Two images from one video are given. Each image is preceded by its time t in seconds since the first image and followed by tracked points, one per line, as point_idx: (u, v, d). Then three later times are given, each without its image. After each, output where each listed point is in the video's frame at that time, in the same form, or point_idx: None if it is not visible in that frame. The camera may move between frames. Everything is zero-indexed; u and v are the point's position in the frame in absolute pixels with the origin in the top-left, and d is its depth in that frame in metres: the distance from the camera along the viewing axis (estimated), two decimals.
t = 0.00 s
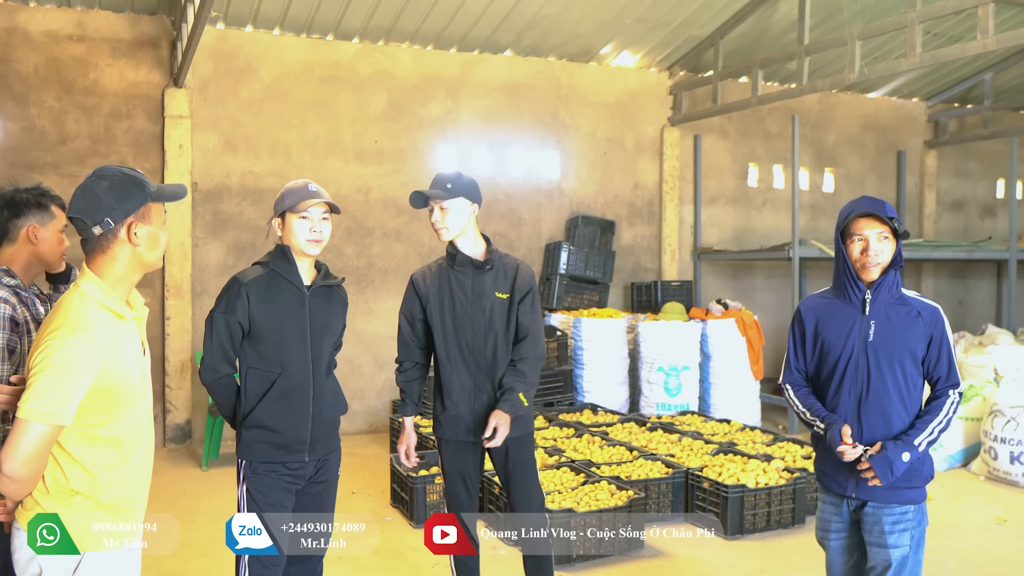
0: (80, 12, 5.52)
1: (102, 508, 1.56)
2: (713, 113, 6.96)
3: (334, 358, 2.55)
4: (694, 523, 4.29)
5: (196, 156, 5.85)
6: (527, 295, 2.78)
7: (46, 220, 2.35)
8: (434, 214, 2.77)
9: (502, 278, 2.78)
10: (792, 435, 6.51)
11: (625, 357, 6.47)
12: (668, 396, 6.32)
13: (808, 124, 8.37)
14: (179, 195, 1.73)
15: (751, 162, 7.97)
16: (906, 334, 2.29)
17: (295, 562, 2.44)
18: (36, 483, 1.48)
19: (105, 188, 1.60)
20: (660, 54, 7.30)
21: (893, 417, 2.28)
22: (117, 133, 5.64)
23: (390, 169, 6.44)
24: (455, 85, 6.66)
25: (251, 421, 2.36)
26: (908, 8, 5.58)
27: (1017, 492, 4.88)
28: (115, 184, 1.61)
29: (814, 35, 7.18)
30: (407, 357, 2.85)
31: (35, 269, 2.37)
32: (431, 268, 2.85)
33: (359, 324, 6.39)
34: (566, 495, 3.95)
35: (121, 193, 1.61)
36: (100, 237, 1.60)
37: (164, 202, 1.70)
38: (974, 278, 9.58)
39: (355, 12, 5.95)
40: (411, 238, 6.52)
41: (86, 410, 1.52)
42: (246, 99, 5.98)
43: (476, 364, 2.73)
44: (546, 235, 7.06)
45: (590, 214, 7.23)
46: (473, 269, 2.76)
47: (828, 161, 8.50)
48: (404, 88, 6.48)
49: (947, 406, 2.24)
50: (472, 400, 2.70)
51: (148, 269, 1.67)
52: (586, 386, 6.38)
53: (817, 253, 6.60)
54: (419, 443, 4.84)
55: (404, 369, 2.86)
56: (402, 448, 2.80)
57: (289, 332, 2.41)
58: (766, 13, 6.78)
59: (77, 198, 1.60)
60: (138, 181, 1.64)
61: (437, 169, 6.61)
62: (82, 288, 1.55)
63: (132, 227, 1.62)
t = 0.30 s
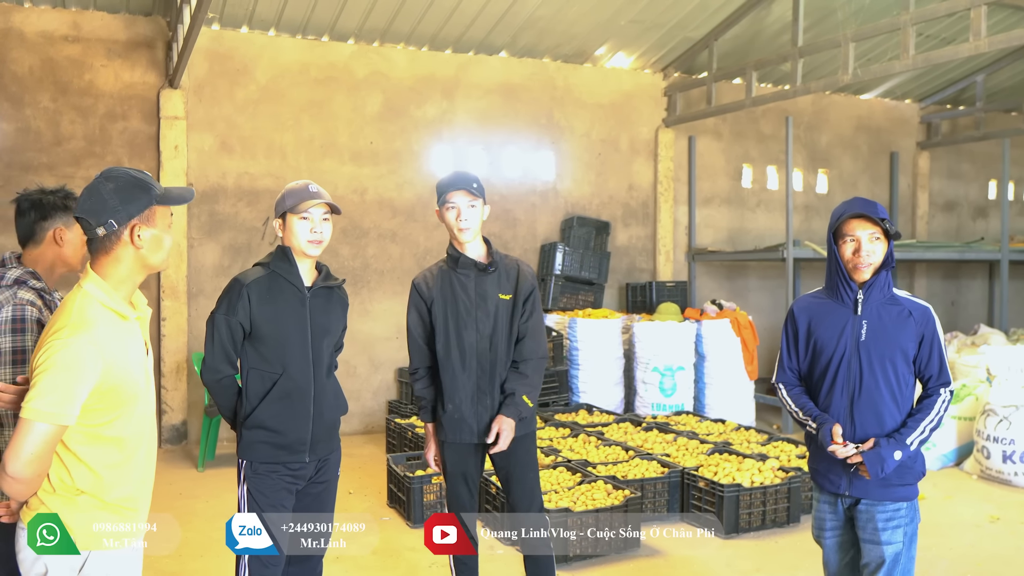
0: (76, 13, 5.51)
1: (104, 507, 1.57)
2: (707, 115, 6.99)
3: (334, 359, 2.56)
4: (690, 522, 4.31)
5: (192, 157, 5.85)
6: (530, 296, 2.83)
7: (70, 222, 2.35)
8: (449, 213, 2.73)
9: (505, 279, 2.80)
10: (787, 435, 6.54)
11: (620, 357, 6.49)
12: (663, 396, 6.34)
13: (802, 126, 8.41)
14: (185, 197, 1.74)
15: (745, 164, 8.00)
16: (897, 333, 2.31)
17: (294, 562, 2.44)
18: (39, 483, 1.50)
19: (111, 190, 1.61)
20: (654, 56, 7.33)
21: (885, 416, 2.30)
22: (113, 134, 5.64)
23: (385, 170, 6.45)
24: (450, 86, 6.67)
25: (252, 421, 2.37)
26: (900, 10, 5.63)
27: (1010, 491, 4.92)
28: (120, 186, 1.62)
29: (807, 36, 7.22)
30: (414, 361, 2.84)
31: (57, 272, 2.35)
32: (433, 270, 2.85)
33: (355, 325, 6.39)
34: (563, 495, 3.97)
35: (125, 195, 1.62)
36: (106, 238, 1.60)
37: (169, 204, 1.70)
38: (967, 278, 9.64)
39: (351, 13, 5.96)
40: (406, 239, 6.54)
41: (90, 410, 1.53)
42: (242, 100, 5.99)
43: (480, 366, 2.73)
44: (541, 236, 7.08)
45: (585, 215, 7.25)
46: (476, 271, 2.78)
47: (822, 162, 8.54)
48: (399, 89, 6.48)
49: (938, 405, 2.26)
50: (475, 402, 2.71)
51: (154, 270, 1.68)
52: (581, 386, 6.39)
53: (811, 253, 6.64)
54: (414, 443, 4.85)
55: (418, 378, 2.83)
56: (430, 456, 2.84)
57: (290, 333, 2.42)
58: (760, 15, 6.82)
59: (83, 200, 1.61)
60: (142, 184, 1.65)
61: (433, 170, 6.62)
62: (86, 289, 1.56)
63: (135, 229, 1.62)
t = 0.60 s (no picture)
0: (76, 12, 5.52)
1: (104, 507, 1.56)
2: (706, 115, 7.00)
3: (337, 359, 2.57)
4: (690, 521, 4.32)
5: (192, 156, 5.85)
6: (542, 299, 2.87)
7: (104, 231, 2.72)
8: (468, 212, 2.74)
9: (518, 280, 2.84)
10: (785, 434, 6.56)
11: (620, 356, 6.50)
12: (663, 396, 6.35)
13: (801, 126, 8.42)
14: (192, 211, 1.66)
15: (744, 163, 8.02)
16: (895, 329, 2.31)
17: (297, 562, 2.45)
18: (41, 481, 1.52)
19: (115, 187, 1.62)
20: (653, 56, 7.34)
21: (883, 413, 2.32)
22: (113, 134, 5.64)
23: (385, 169, 6.46)
24: (450, 85, 6.68)
25: (255, 419, 2.37)
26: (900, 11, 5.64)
27: (1009, 490, 4.93)
28: (125, 185, 1.62)
29: (806, 37, 7.24)
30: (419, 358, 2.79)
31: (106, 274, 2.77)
32: (441, 269, 2.85)
33: (355, 324, 6.40)
34: (564, 493, 3.98)
35: (126, 194, 1.61)
36: (103, 234, 1.62)
37: (177, 210, 1.65)
38: (965, 278, 9.66)
39: (351, 13, 5.97)
40: (406, 238, 6.54)
41: (88, 409, 1.53)
42: (242, 100, 5.99)
43: (490, 366, 2.75)
44: (541, 236, 7.09)
45: (585, 214, 7.26)
46: (490, 271, 2.80)
47: (821, 162, 8.55)
48: (399, 89, 6.49)
49: (937, 403, 2.27)
50: (485, 401, 2.71)
51: (154, 277, 1.65)
52: (581, 386, 6.40)
53: (811, 253, 6.65)
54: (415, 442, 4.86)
55: (419, 374, 2.79)
56: (424, 454, 2.75)
57: (294, 332, 2.43)
58: (759, 15, 6.83)
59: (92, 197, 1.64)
60: (147, 186, 1.64)
61: (433, 169, 6.63)
62: (87, 288, 1.56)
63: (129, 228, 1.60)
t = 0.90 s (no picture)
0: (79, 12, 5.53)
1: (102, 510, 1.51)
2: (707, 114, 7.00)
3: (341, 357, 2.58)
4: (692, 520, 4.33)
5: (195, 156, 5.87)
6: (543, 300, 2.89)
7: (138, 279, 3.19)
8: (474, 212, 2.75)
9: (521, 280, 2.86)
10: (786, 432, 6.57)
11: (621, 355, 6.51)
12: (664, 394, 6.36)
13: (801, 125, 8.43)
14: (197, 214, 1.60)
15: (745, 162, 8.03)
16: (890, 326, 2.31)
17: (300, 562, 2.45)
18: (41, 481, 1.48)
19: (122, 184, 1.57)
20: (654, 55, 7.35)
21: (879, 412, 2.31)
22: (116, 133, 5.66)
23: (387, 169, 6.47)
24: (452, 85, 6.69)
25: (259, 417, 2.39)
26: (900, 10, 5.64)
27: (1009, 487, 4.94)
28: (132, 183, 1.57)
29: (807, 36, 7.24)
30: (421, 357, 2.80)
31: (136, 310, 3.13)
32: (444, 268, 2.86)
33: (357, 324, 6.41)
34: (566, 491, 4.00)
35: (132, 191, 1.56)
36: (107, 231, 1.57)
37: (182, 212, 1.58)
38: (965, 276, 9.67)
39: (353, 13, 5.98)
40: (408, 237, 6.55)
41: (86, 409, 1.48)
42: (244, 99, 6.00)
43: (492, 365, 2.76)
44: (542, 235, 7.10)
45: (586, 213, 7.27)
46: (492, 270, 2.82)
47: (821, 161, 8.56)
48: (401, 89, 6.50)
49: (937, 403, 2.24)
50: (486, 400, 2.72)
51: (155, 278, 1.58)
52: (583, 384, 6.41)
53: (812, 251, 6.66)
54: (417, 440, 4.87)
55: (425, 372, 2.79)
56: (443, 449, 2.71)
57: (298, 330, 2.44)
58: (759, 14, 6.85)
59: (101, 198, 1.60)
60: (154, 185, 1.58)
61: (434, 169, 6.65)
62: (88, 288, 1.52)
63: (131, 226, 1.55)
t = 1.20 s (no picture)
0: (80, 12, 5.53)
1: (114, 511, 1.47)
2: (707, 115, 7.01)
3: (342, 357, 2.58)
4: (692, 519, 4.34)
5: (196, 156, 5.87)
6: (542, 300, 2.91)
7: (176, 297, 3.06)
8: (473, 211, 2.76)
9: (520, 280, 2.87)
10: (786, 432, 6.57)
11: (621, 355, 6.51)
12: (664, 394, 6.36)
13: (802, 125, 8.44)
14: (225, 223, 1.56)
15: (746, 162, 8.04)
16: (882, 326, 2.31)
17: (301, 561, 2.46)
18: (55, 480, 1.43)
19: (153, 188, 1.54)
20: (655, 56, 7.36)
21: (872, 410, 2.31)
22: (117, 133, 5.67)
23: (388, 169, 6.48)
24: (452, 85, 6.70)
25: (260, 417, 2.40)
26: (900, 11, 5.64)
27: (1008, 487, 4.95)
28: (162, 187, 1.54)
29: (807, 36, 7.25)
30: (421, 358, 2.82)
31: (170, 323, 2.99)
32: (444, 268, 2.87)
33: (357, 323, 6.42)
34: (566, 490, 4.01)
35: (162, 196, 1.53)
36: (134, 233, 1.54)
37: (212, 220, 1.55)
38: (965, 276, 9.69)
39: (354, 13, 5.99)
40: (409, 237, 6.56)
41: (103, 409, 1.44)
42: (245, 100, 6.01)
43: (493, 364, 2.77)
44: (543, 234, 7.11)
45: (586, 213, 7.28)
46: (492, 271, 2.83)
47: (821, 161, 8.57)
48: (402, 89, 6.51)
49: (930, 404, 2.21)
50: (486, 399, 2.73)
51: (177, 282, 1.54)
52: (583, 384, 6.42)
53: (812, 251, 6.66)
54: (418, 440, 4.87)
55: (423, 374, 2.81)
56: (430, 455, 2.77)
57: (299, 330, 2.44)
58: (759, 15, 6.86)
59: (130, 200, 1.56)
60: (186, 191, 1.55)
61: (435, 169, 6.65)
62: (110, 287, 1.47)
63: (159, 230, 1.51)
